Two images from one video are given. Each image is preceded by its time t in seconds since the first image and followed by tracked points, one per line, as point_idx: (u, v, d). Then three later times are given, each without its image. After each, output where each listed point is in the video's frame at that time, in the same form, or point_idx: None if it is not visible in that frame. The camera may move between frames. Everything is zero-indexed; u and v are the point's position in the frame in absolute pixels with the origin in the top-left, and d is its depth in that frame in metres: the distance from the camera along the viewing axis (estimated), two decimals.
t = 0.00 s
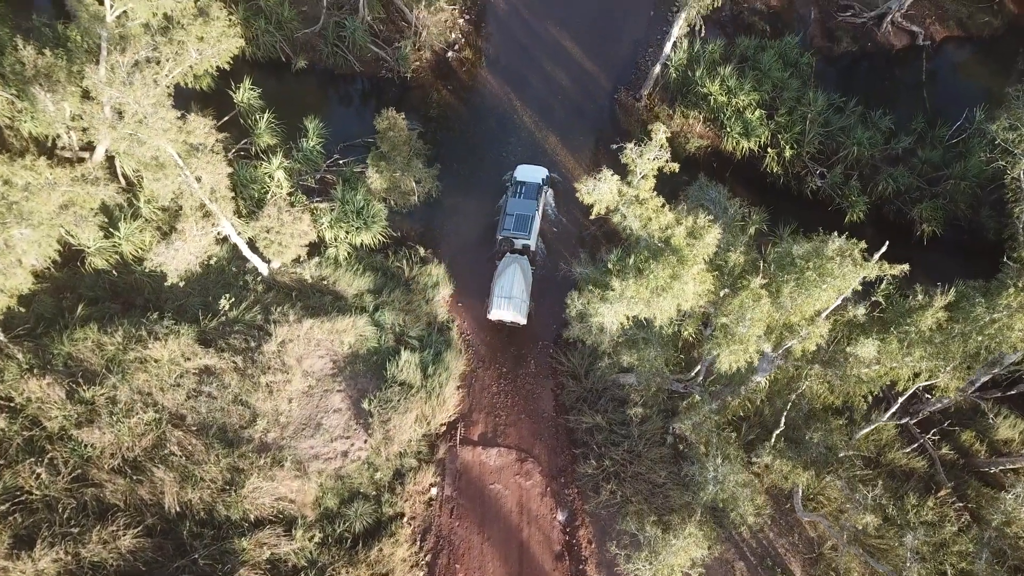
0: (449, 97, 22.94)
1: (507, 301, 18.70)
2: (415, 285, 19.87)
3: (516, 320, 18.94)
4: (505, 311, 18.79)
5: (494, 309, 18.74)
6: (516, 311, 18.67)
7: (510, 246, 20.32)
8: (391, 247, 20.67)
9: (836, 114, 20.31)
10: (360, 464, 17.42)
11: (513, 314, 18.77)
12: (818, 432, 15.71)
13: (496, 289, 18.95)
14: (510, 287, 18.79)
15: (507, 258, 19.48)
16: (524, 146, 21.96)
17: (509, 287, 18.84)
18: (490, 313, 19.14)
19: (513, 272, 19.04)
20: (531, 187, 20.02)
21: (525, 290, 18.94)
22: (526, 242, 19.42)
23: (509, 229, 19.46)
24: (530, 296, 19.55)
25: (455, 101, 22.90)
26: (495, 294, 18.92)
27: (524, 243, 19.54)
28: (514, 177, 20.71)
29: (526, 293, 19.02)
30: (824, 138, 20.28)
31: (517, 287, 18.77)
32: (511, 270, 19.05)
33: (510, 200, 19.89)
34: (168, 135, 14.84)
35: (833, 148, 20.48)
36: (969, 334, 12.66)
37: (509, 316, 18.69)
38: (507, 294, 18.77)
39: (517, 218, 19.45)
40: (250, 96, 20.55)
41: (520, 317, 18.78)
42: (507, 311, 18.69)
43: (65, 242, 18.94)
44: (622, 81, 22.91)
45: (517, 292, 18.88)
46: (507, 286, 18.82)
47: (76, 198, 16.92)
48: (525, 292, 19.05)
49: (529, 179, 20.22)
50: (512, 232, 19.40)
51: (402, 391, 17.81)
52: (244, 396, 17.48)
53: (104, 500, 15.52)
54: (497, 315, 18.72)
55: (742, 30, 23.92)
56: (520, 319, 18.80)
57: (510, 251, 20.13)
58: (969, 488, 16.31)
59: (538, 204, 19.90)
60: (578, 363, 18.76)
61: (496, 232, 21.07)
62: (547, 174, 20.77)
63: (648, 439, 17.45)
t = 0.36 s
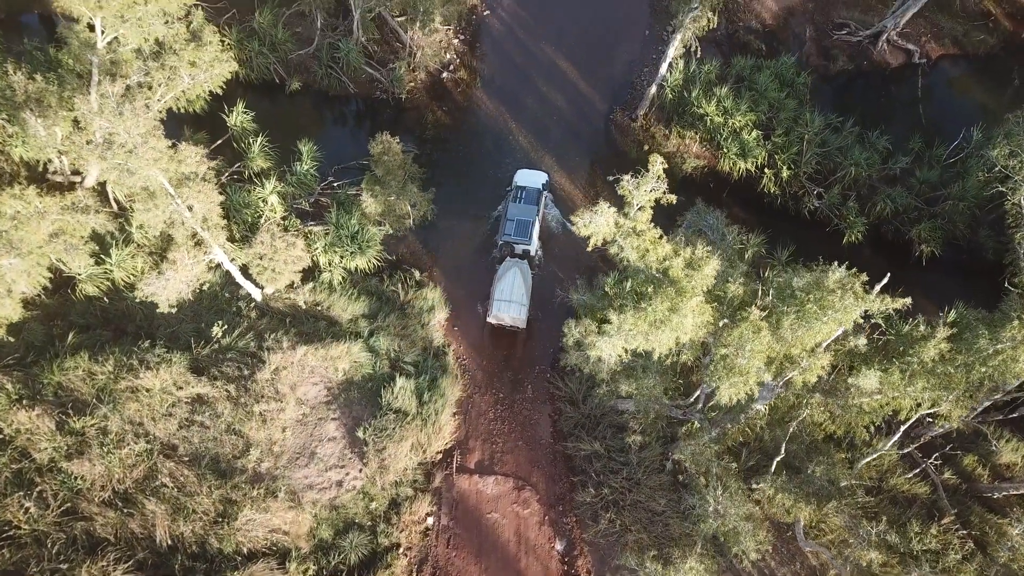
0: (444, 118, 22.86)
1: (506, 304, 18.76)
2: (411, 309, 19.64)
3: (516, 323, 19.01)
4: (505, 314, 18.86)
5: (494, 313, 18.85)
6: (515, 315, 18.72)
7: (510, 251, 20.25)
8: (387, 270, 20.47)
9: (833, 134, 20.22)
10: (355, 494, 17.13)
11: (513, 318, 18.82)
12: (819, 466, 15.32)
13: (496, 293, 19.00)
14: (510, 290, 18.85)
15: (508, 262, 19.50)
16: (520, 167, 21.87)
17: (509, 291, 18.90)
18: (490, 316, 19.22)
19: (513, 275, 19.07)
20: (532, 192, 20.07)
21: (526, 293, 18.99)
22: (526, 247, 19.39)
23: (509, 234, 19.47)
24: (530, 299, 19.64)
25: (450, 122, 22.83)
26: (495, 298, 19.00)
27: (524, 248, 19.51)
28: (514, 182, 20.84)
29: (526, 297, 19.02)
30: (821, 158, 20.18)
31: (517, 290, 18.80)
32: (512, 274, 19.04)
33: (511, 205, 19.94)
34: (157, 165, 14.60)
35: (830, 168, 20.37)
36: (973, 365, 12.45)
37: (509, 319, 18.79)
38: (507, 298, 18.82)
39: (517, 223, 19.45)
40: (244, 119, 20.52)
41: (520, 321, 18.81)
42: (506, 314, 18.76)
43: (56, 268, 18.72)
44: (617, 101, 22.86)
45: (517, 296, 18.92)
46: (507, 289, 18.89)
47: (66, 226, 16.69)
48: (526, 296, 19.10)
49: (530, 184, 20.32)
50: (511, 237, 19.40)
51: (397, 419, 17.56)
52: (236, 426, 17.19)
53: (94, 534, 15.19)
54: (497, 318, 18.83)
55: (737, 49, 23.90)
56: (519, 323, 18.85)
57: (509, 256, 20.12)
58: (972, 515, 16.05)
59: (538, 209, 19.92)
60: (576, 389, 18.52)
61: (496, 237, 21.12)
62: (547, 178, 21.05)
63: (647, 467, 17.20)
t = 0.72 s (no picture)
0: (439, 137, 22.79)
1: (503, 308, 18.96)
2: (407, 331, 19.42)
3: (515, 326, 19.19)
4: (503, 317, 19.05)
5: (492, 316, 19.04)
6: (513, 318, 18.90)
7: (509, 254, 20.37)
8: (382, 292, 20.27)
9: (831, 152, 20.14)
10: (351, 521, 16.82)
11: (510, 321, 18.99)
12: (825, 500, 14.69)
13: (495, 296, 19.17)
14: (508, 293, 19.05)
15: (506, 265, 19.71)
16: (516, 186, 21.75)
17: (508, 294, 19.11)
18: (488, 320, 19.41)
19: (511, 279, 19.27)
20: (529, 196, 20.16)
21: (524, 297, 19.19)
22: (523, 251, 19.40)
23: (507, 238, 19.49)
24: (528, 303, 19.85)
25: (446, 141, 22.75)
26: (494, 301, 19.17)
27: (521, 252, 19.53)
28: (512, 186, 20.92)
29: (524, 300, 19.16)
30: (818, 176, 20.07)
31: (515, 294, 18.98)
32: (510, 278, 19.27)
33: (509, 209, 20.05)
34: (149, 192, 14.36)
35: (828, 186, 20.25)
36: (977, 395, 12.24)
37: (506, 322, 18.95)
38: (504, 301, 19.03)
39: (515, 227, 19.50)
40: (238, 140, 20.43)
41: (517, 324, 18.93)
42: (504, 317, 18.96)
43: (47, 293, 18.49)
44: (613, 119, 22.76)
45: (515, 299, 19.14)
46: (505, 293, 19.10)
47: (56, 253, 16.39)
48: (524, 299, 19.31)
49: (527, 188, 20.41)
50: (509, 241, 19.42)
51: (393, 445, 17.28)
52: (230, 453, 16.91)
53: (84, 566, 14.64)
54: (495, 322, 19.03)
55: (733, 66, 23.90)
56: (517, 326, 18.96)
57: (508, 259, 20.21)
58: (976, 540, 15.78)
59: (536, 213, 19.99)
60: (574, 413, 18.27)
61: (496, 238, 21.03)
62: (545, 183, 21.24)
63: (646, 492, 16.92)
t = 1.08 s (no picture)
0: (436, 154, 22.66)
1: (505, 309, 18.76)
2: (403, 352, 19.12)
3: (515, 328, 18.94)
4: (504, 318, 18.84)
5: (493, 317, 18.84)
6: (514, 319, 18.67)
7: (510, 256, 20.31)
8: (378, 312, 19.92)
9: (832, 169, 19.96)
10: (346, 549, 16.36)
11: (511, 323, 18.76)
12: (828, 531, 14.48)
13: (496, 298, 18.98)
14: (508, 294, 18.89)
15: (507, 267, 19.60)
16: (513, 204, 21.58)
17: (508, 296, 18.91)
18: (488, 321, 19.19)
19: (512, 279, 19.12)
20: (530, 198, 20.22)
21: (525, 298, 18.99)
22: (526, 251, 19.42)
23: (508, 238, 19.55)
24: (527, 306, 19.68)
25: (442, 158, 22.63)
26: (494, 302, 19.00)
27: (523, 252, 19.54)
28: (512, 188, 20.98)
29: (524, 301, 18.99)
30: (819, 194, 19.87)
31: (515, 294, 18.83)
32: (510, 278, 19.09)
33: (510, 210, 20.12)
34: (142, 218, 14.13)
35: (829, 204, 20.06)
36: (984, 427, 12.00)
37: (508, 323, 18.73)
38: (505, 302, 18.85)
39: (517, 228, 19.59)
40: (232, 159, 20.33)
41: (519, 325, 18.73)
42: (505, 318, 18.74)
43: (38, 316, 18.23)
44: (612, 136, 22.59)
45: (516, 300, 18.93)
46: (505, 294, 18.94)
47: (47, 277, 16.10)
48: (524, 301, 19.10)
49: (528, 189, 20.48)
50: (511, 241, 19.47)
51: (389, 470, 16.94)
52: (224, 479, 16.59)
53: None
54: (496, 323, 18.80)
55: (732, 81, 23.75)
56: (518, 328, 18.74)
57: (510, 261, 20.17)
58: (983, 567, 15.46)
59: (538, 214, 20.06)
60: (574, 437, 17.97)
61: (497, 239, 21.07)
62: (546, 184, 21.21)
63: (647, 518, 16.54)
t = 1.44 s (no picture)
0: (433, 169, 22.51)
1: (502, 308, 18.82)
2: (400, 371, 18.83)
3: (512, 328, 18.97)
4: (501, 318, 18.88)
5: (490, 316, 18.88)
6: (510, 318, 18.71)
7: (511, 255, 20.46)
8: (374, 331, 19.60)
9: (832, 184, 19.76)
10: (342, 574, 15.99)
11: (507, 322, 18.81)
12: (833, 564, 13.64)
13: (494, 297, 19.04)
14: (506, 294, 18.93)
15: (507, 266, 19.66)
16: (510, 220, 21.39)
17: (505, 296, 18.95)
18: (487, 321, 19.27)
19: (511, 279, 19.18)
20: (532, 198, 20.26)
21: (522, 299, 19.03)
22: (527, 251, 19.65)
23: (510, 238, 19.76)
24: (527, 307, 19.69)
25: (440, 173, 22.46)
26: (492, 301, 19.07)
27: (524, 252, 19.75)
28: (515, 187, 20.98)
29: (522, 302, 19.05)
30: (819, 209, 19.68)
31: (513, 295, 18.90)
32: (508, 278, 19.15)
33: (512, 210, 20.21)
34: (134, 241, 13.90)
35: (830, 219, 19.86)
36: (992, 456, 11.80)
37: (504, 323, 18.79)
38: (502, 302, 18.91)
39: (517, 229, 19.70)
40: (227, 176, 20.09)
41: (516, 325, 18.77)
42: (501, 318, 18.79)
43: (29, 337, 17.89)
44: (610, 150, 22.45)
45: (513, 300, 18.97)
46: (503, 294, 18.97)
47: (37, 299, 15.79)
48: (522, 301, 19.12)
49: (530, 190, 20.48)
50: (512, 241, 19.69)
51: (385, 493, 16.56)
52: (217, 504, 16.25)
53: None
54: (493, 322, 18.87)
55: (731, 93, 23.59)
56: (516, 328, 18.82)
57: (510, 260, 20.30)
58: None
59: (539, 215, 20.09)
60: (573, 458, 17.71)
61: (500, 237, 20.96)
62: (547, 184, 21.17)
63: (647, 542, 16.23)
